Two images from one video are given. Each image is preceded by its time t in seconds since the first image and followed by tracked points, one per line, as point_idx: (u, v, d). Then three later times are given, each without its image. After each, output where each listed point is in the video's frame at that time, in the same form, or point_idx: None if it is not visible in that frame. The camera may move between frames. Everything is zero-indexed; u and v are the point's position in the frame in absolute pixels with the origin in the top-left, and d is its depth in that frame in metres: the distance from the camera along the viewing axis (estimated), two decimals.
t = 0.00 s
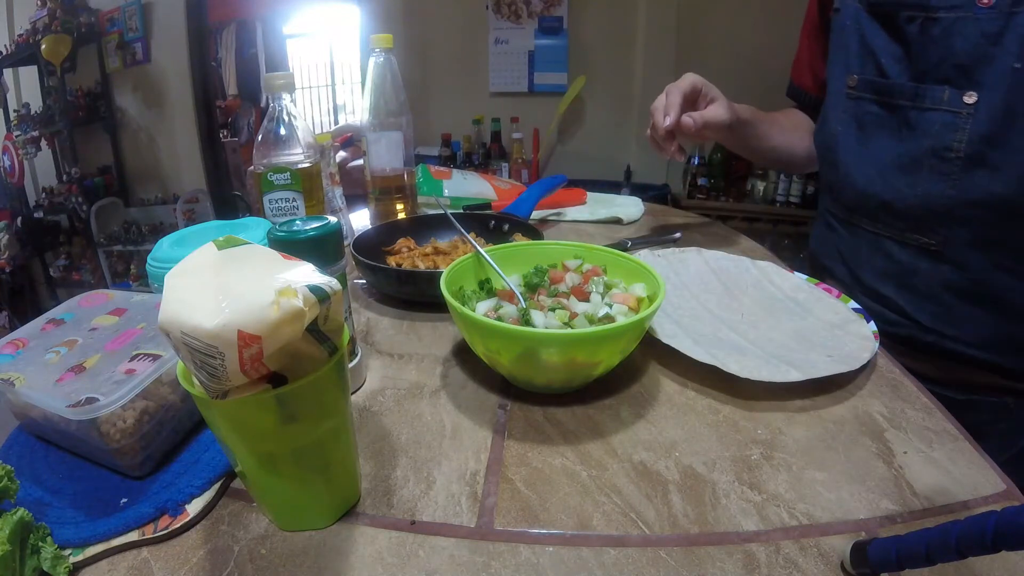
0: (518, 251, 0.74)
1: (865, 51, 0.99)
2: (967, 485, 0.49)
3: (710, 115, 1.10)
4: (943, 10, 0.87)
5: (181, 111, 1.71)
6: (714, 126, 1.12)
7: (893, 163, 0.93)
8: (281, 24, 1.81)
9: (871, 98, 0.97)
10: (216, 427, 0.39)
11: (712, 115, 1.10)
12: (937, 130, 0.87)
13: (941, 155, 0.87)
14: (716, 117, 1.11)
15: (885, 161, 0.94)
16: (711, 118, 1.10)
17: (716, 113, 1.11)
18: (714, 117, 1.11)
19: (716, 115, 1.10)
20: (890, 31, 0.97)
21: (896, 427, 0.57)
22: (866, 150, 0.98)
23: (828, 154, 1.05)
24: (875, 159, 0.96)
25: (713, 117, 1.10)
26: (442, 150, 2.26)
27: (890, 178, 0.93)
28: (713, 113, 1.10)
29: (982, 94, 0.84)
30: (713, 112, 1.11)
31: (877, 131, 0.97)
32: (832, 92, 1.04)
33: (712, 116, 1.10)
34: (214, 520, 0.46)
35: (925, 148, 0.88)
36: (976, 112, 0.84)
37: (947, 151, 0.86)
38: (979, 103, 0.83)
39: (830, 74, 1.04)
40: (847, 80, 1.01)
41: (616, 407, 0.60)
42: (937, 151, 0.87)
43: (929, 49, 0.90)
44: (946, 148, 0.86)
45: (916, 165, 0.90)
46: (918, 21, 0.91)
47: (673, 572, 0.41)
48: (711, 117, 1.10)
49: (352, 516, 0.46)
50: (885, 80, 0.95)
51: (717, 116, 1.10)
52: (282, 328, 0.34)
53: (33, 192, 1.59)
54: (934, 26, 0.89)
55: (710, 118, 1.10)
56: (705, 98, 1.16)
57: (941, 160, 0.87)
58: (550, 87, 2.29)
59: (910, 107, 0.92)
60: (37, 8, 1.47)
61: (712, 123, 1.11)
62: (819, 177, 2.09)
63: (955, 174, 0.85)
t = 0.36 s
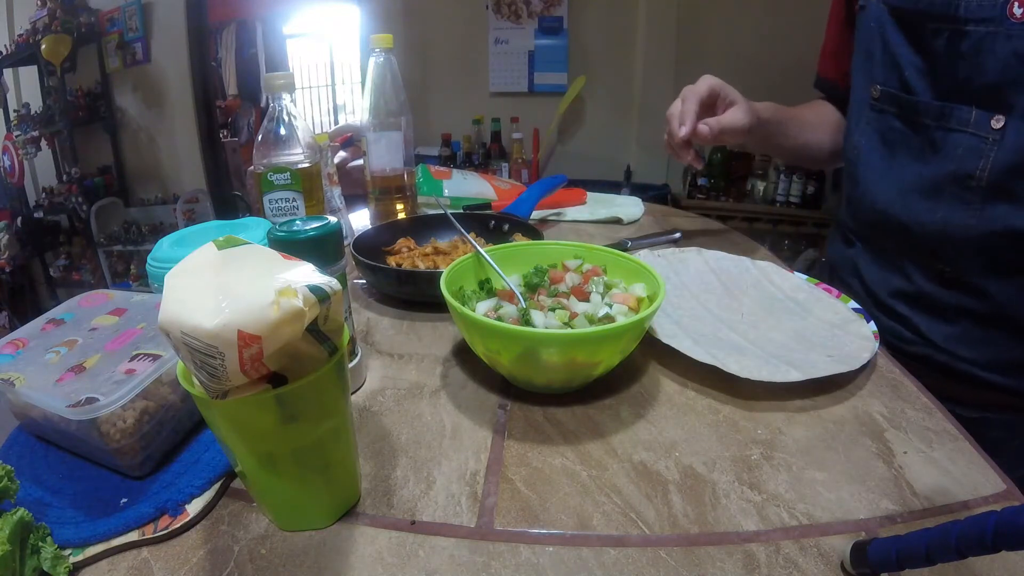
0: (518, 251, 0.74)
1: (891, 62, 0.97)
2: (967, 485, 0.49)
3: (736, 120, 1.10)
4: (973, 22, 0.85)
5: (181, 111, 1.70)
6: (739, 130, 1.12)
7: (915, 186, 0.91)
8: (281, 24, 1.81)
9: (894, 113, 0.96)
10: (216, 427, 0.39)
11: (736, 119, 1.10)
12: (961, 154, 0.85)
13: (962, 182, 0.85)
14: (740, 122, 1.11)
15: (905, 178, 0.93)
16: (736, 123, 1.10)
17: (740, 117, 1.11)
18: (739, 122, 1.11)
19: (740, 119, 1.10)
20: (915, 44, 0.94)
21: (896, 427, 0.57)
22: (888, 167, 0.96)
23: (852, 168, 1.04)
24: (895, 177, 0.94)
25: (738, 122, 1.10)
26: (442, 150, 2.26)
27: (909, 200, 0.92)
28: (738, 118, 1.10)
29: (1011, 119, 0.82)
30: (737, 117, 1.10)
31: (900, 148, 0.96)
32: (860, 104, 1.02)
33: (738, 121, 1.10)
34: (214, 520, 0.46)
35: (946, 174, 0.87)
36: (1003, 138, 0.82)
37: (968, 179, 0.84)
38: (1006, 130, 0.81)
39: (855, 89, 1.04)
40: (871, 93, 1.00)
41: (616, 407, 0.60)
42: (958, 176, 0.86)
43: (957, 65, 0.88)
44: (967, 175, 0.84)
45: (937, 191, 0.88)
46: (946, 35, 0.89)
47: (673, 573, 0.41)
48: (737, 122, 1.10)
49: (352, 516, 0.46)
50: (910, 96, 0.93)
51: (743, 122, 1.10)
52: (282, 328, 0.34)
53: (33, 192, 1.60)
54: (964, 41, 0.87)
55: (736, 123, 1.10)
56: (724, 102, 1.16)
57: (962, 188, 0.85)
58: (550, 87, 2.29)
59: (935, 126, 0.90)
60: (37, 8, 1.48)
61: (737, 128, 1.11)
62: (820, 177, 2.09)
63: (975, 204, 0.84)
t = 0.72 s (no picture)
0: (518, 251, 0.74)
1: (892, 63, 0.96)
2: (967, 485, 0.49)
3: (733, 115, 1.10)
4: (976, 21, 0.84)
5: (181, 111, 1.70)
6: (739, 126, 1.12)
7: (910, 194, 0.92)
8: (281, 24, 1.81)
9: (895, 116, 0.96)
10: (216, 427, 0.39)
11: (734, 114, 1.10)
12: (960, 160, 0.85)
13: (960, 190, 0.85)
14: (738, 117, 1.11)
15: (906, 182, 0.93)
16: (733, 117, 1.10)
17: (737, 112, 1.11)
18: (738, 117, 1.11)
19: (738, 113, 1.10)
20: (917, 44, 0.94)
21: (896, 427, 0.57)
22: (887, 170, 0.96)
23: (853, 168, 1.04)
24: (896, 181, 0.94)
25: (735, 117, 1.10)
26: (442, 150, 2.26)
27: (906, 206, 0.92)
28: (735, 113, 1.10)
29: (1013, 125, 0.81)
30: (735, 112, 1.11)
31: (900, 152, 0.96)
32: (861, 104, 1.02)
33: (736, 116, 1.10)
34: (214, 520, 0.46)
35: (945, 181, 0.87)
36: (1003, 145, 0.81)
37: (966, 187, 0.84)
38: (1007, 135, 0.81)
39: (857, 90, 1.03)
40: (874, 93, 0.99)
41: (616, 407, 0.60)
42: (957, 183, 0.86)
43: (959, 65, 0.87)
44: (965, 183, 0.84)
45: (935, 198, 0.89)
46: (947, 35, 0.88)
47: (673, 573, 0.41)
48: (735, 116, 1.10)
49: (352, 516, 0.46)
50: (911, 98, 0.93)
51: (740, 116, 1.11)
52: (282, 328, 0.34)
53: (33, 192, 1.61)
54: (965, 39, 0.86)
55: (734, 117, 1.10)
56: (721, 99, 1.16)
57: (959, 196, 0.85)
58: (550, 87, 2.29)
59: (935, 130, 0.90)
60: (37, 8, 1.48)
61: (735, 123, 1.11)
62: (820, 177, 2.09)
63: (973, 215, 0.84)
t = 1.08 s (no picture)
0: (518, 251, 0.74)
1: (890, 61, 0.97)
2: (967, 485, 0.49)
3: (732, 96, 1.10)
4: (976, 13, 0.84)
5: (182, 112, 1.70)
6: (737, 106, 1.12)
7: (913, 194, 0.91)
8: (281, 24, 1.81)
9: (895, 113, 0.95)
10: (216, 427, 0.39)
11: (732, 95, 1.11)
12: (966, 156, 0.85)
13: (965, 185, 0.84)
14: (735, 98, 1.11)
15: (908, 182, 0.92)
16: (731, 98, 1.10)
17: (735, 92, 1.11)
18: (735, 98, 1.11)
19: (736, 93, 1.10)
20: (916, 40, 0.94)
21: (896, 427, 0.57)
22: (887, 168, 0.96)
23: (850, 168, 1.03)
24: (898, 181, 0.94)
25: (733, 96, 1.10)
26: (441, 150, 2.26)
27: (910, 206, 0.91)
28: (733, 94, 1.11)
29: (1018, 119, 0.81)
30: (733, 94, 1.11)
31: (901, 149, 0.95)
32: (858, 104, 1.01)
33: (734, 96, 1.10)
34: (214, 520, 0.46)
35: (950, 178, 0.86)
36: (1009, 139, 0.81)
37: (973, 184, 0.84)
38: (1013, 129, 0.81)
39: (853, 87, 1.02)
40: (872, 91, 0.99)
41: (616, 407, 0.60)
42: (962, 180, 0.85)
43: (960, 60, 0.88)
44: (972, 179, 0.84)
45: (941, 197, 0.88)
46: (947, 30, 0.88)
47: (673, 573, 0.41)
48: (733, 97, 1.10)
49: (352, 516, 0.46)
50: (910, 95, 0.93)
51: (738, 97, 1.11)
52: (282, 328, 0.34)
53: (33, 192, 1.61)
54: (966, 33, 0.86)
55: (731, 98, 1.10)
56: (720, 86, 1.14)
57: (965, 192, 0.85)
58: (550, 87, 2.29)
59: (937, 126, 0.90)
60: (37, 8, 1.48)
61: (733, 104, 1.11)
62: (820, 178, 2.09)
63: (981, 212, 0.84)
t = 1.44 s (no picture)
0: (518, 251, 0.74)
1: (862, 59, 0.99)
2: (967, 485, 0.49)
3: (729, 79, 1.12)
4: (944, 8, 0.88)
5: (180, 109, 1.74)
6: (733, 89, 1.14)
7: (894, 181, 0.93)
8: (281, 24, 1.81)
9: (869, 109, 0.97)
10: (216, 427, 0.39)
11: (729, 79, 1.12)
12: (943, 139, 0.87)
13: (947, 168, 0.86)
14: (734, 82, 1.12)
15: (888, 176, 0.94)
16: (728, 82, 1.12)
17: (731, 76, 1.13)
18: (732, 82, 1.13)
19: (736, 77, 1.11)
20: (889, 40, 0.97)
21: (896, 427, 0.57)
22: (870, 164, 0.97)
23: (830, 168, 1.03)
24: (878, 174, 0.95)
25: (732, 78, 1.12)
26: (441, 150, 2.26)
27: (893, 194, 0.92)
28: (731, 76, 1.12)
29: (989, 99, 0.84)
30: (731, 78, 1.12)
31: (879, 145, 0.97)
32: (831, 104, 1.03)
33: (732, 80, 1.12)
34: (214, 520, 0.46)
35: (932, 162, 0.88)
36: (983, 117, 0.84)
37: (955, 163, 0.85)
38: (986, 108, 0.83)
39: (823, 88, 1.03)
40: (844, 91, 1.01)
41: (616, 407, 0.60)
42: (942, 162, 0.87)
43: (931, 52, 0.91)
44: (952, 159, 0.85)
45: (923, 180, 0.89)
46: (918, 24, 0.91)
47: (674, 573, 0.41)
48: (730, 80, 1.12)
49: (352, 516, 0.46)
50: (883, 90, 0.95)
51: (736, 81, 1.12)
52: (282, 328, 0.34)
53: (33, 192, 1.58)
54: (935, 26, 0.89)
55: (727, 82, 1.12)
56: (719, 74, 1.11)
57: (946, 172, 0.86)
58: (550, 87, 2.29)
59: (912, 116, 0.92)
60: (37, 8, 1.48)
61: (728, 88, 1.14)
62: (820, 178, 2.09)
63: (967, 188, 0.85)
